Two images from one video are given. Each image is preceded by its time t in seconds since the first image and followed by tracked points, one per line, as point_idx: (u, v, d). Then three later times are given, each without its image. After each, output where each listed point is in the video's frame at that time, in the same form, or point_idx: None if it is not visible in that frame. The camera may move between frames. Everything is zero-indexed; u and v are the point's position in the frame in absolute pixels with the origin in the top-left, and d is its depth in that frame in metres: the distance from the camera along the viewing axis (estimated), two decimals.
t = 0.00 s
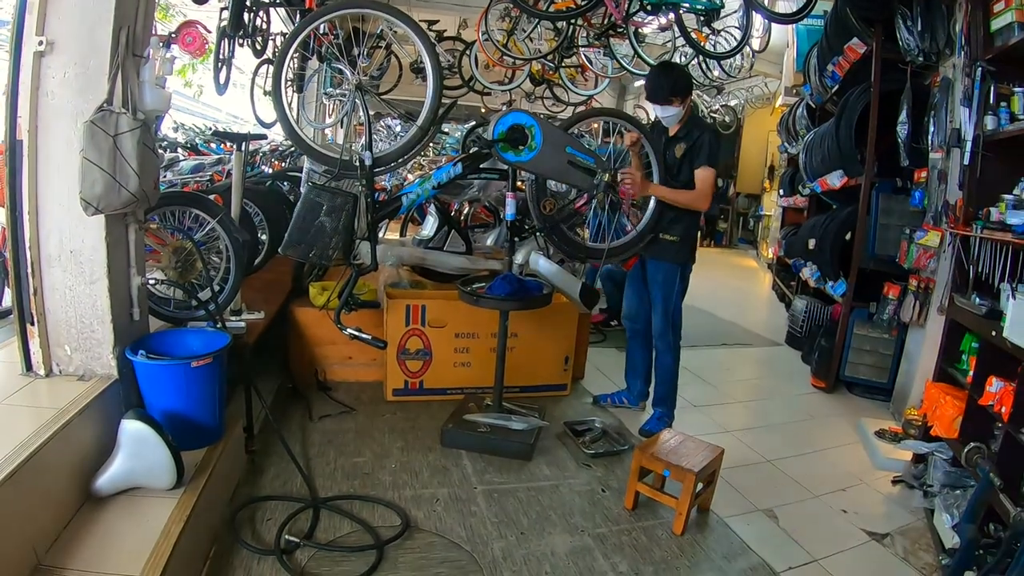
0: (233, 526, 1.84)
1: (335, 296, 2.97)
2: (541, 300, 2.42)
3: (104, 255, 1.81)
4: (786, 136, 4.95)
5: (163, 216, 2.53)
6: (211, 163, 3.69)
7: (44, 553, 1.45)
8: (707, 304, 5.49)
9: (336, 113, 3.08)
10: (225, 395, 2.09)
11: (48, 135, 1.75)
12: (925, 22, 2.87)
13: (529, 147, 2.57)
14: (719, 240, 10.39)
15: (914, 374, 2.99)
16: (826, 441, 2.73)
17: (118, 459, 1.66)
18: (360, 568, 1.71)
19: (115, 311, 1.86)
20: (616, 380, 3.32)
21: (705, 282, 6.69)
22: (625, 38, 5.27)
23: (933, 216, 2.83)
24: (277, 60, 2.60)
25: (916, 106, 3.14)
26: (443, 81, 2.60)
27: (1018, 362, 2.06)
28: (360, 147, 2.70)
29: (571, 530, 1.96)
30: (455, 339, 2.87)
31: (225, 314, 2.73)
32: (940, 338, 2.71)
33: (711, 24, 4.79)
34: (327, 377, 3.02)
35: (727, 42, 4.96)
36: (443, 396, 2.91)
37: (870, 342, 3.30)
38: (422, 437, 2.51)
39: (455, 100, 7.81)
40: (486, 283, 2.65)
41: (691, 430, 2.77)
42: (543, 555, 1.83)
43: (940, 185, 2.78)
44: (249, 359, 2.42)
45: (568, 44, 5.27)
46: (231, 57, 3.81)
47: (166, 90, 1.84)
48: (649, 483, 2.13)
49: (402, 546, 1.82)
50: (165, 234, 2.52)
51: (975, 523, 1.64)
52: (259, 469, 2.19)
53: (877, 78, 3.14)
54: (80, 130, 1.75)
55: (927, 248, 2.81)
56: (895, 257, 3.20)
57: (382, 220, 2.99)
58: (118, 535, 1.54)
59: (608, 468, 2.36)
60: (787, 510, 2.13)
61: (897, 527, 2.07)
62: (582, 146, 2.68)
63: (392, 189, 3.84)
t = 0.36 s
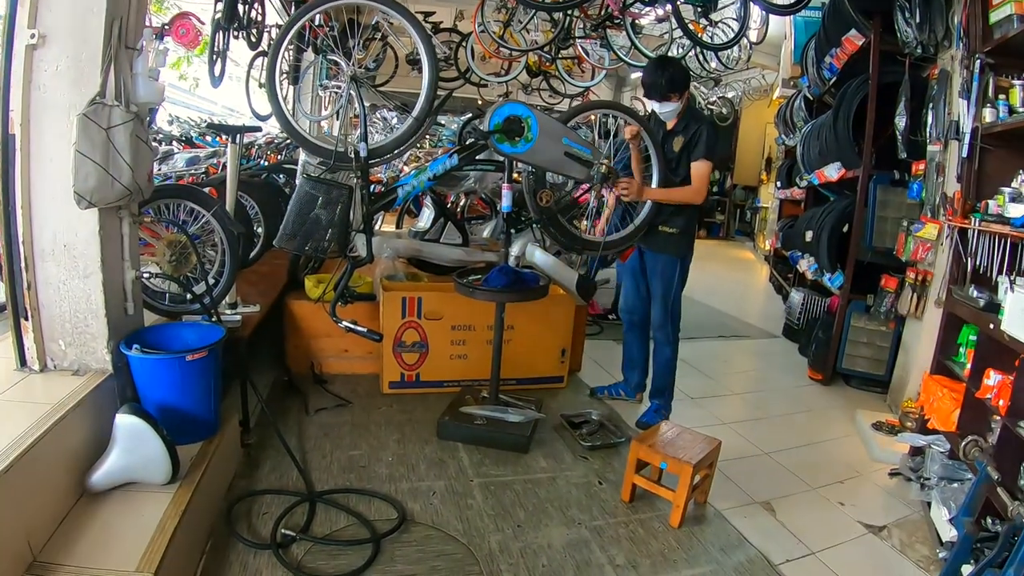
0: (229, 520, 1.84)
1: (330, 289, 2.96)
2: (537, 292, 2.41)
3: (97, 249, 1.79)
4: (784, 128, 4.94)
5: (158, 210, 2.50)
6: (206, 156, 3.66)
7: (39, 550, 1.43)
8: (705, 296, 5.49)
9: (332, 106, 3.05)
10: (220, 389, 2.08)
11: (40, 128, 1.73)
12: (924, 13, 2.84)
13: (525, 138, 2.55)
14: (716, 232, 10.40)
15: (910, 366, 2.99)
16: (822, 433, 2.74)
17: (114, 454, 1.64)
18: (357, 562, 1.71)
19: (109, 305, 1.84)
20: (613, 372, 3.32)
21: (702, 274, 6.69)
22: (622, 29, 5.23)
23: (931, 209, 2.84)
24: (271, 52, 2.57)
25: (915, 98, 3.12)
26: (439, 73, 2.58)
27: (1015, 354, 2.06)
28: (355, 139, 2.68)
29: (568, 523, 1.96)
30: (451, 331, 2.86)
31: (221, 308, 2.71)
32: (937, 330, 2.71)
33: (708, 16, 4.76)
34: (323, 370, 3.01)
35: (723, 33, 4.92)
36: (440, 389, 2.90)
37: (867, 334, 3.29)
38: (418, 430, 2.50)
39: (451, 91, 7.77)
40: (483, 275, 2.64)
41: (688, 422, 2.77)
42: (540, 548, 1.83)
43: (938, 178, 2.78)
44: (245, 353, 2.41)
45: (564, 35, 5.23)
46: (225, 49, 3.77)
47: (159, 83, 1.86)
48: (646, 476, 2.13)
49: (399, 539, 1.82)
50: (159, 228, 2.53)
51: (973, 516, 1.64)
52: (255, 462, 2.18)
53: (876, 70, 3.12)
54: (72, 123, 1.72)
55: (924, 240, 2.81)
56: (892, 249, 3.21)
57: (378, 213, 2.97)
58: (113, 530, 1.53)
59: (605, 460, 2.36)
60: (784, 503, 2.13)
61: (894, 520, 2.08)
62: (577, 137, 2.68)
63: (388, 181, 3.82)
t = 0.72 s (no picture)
0: (224, 514, 1.83)
1: (325, 282, 2.94)
2: (533, 284, 2.40)
3: (90, 244, 1.77)
4: (779, 119, 4.92)
5: (151, 204, 2.47)
6: (199, 149, 3.64)
7: (34, 546, 1.42)
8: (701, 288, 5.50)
9: (326, 98, 3.03)
10: (214, 383, 2.06)
11: (31, 123, 1.70)
12: (919, 5, 2.83)
13: (519, 129, 2.53)
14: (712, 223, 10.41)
15: (906, 356, 3.00)
16: (818, 424, 2.74)
17: (107, 450, 1.63)
18: (352, 555, 1.70)
19: (102, 300, 1.82)
20: (608, 363, 3.32)
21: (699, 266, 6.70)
22: (618, 20, 5.20)
23: (926, 200, 2.83)
24: (264, 45, 2.55)
25: (911, 88, 3.11)
26: (432, 64, 2.55)
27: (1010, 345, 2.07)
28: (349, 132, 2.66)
29: (564, 515, 1.95)
30: (446, 323, 2.85)
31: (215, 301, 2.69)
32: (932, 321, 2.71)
33: (704, 6, 4.73)
34: (319, 364, 3.00)
35: (719, 25, 4.89)
36: (435, 381, 2.90)
37: (863, 325, 3.30)
38: (414, 422, 2.50)
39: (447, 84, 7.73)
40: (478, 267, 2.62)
41: (684, 413, 2.77)
42: (536, 540, 1.83)
43: (933, 169, 2.78)
44: (239, 346, 2.40)
45: (558, 26, 5.19)
46: (218, 41, 3.73)
47: (150, 76, 1.83)
48: (642, 467, 2.13)
49: (394, 532, 1.81)
50: (152, 222, 2.46)
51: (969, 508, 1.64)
52: (250, 457, 2.17)
53: (871, 61, 3.11)
54: (63, 117, 1.70)
55: (920, 231, 2.81)
56: (888, 241, 3.21)
57: (371, 204, 3.03)
58: (107, 526, 1.52)
59: (601, 452, 2.36)
60: (779, 494, 2.14)
61: (889, 511, 2.09)
62: (572, 128, 2.65)
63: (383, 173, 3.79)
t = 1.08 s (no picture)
0: (223, 506, 1.83)
1: (324, 274, 2.93)
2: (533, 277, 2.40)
3: (88, 237, 1.76)
4: (779, 113, 4.91)
5: (149, 196, 2.46)
6: (197, 142, 3.61)
7: (33, 539, 1.42)
8: (700, 281, 5.51)
9: (324, 90, 3.01)
10: (213, 375, 2.06)
11: (28, 114, 1.69)
12: None
13: (518, 121, 2.53)
14: (711, 217, 10.41)
15: (904, 350, 3.00)
16: (816, 417, 2.75)
17: (106, 443, 1.63)
18: (351, 548, 1.71)
19: (100, 293, 1.81)
20: (607, 356, 3.32)
21: (698, 259, 6.71)
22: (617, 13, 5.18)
23: (925, 194, 2.83)
24: (262, 37, 2.54)
25: (910, 82, 3.10)
26: (431, 55, 2.54)
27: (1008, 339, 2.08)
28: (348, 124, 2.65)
29: (562, 507, 1.96)
30: (445, 316, 2.85)
31: (214, 294, 2.68)
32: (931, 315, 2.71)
33: None
34: (317, 356, 2.99)
35: (718, 18, 4.87)
36: (434, 373, 2.89)
37: (862, 319, 3.31)
38: (413, 415, 2.50)
39: (445, 76, 7.71)
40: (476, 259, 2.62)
41: (683, 406, 2.77)
42: (535, 532, 1.83)
43: (932, 163, 2.77)
44: (238, 339, 2.39)
45: (557, 18, 5.16)
46: (216, 34, 3.70)
47: (148, 68, 1.81)
48: (641, 460, 2.14)
49: (393, 525, 1.81)
50: (151, 215, 2.50)
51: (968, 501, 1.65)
52: (249, 449, 2.17)
53: (871, 55, 3.10)
54: (61, 109, 1.69)
55: (919, 225, 2.82)
56: (887, 235, 3.21)
57: (371, 195, 3.00)
58: (106, 518, 1.52)
59: (600, 445, 2.36)
60: (778, 487, 2.15)
61: (887, 504, 2.10)
62: (571, 120, 2.66)
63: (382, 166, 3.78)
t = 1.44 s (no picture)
0: (222, 499, 1.83)
1: (324, 268, 2.92)
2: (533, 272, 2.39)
3: (88, 229, 1.75)
4: (780, 110, 4.90)
5: (149, 188, 2.45)
6: (198, 135, 3.60)
7: (32, 532, 1.42)
8: (700, 278, 5.51)
9: (325, 84, 3.00)
10: (212, 368, 2.06)
11: (29, 105, 1.68)
12: None
13: (519, 116, 2.52)
14: (711, 214, 10.42)
15: (903, 348, 3.00)
16: (815, 415, 2.75)
17: (105, 435, 1.62)
18: (350, 541, 1.71)
19: (99, 285, 1.81)
20: (607, 352, 3.32)
21: (698, 256, 6.71)
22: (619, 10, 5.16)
23: (926, 192, 2.83)
24: (263, 31, 2.54)
25: (912, 82, 3.07)
26: (432, 50, 2.53)
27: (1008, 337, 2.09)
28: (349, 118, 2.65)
29: (561, 502, 1.96)
30: (444, 310, 2.85)
31: (214, 287, 2.68)
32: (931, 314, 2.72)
33: None
34: (317, 350, 2.99)
35: (721, 14, 4.84)
36: (433, 368, 2.89)
37: (861, 317, 3.31)
38: (412, 409, 2.50)
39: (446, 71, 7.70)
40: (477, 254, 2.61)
41: (682, 403, 2.78)
42: (534, 527, 1.83)
43: (935, 162, 2.76)
44: (237, 332, 2.39)
45: (559, 14, 5.15)
46: (217, 27, 3.69)
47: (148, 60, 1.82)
48: (640, 456, 2.14)
49: (392, 519, 1.81)
50: (150, 207, 2.46)
51: (965, 499, 1.66)
52: (248, 442, 2.17)
53: (874, 53, 3.10)
54: (62, 100, 1.68)
55: (920, 224, 2.82)
56: (887, 233, 3.21)
57: (372, 189, 3.00)
58: (105, 511, 1.52)
59: (599, 440, 2.37)
60: (776, 484, 2.15)
61: (885, 502, 2.10)
62: (573, 115, 2.65)
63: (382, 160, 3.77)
